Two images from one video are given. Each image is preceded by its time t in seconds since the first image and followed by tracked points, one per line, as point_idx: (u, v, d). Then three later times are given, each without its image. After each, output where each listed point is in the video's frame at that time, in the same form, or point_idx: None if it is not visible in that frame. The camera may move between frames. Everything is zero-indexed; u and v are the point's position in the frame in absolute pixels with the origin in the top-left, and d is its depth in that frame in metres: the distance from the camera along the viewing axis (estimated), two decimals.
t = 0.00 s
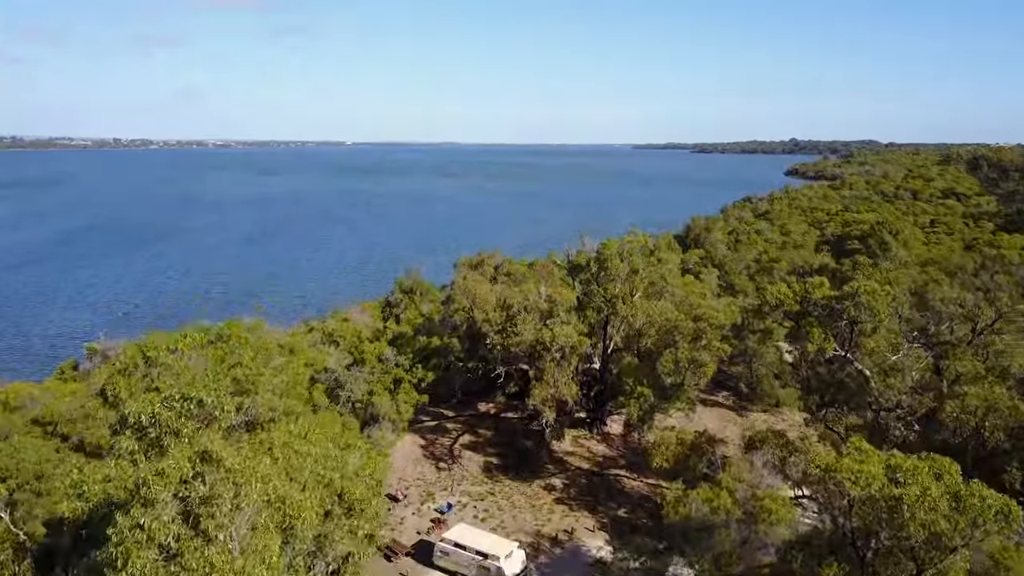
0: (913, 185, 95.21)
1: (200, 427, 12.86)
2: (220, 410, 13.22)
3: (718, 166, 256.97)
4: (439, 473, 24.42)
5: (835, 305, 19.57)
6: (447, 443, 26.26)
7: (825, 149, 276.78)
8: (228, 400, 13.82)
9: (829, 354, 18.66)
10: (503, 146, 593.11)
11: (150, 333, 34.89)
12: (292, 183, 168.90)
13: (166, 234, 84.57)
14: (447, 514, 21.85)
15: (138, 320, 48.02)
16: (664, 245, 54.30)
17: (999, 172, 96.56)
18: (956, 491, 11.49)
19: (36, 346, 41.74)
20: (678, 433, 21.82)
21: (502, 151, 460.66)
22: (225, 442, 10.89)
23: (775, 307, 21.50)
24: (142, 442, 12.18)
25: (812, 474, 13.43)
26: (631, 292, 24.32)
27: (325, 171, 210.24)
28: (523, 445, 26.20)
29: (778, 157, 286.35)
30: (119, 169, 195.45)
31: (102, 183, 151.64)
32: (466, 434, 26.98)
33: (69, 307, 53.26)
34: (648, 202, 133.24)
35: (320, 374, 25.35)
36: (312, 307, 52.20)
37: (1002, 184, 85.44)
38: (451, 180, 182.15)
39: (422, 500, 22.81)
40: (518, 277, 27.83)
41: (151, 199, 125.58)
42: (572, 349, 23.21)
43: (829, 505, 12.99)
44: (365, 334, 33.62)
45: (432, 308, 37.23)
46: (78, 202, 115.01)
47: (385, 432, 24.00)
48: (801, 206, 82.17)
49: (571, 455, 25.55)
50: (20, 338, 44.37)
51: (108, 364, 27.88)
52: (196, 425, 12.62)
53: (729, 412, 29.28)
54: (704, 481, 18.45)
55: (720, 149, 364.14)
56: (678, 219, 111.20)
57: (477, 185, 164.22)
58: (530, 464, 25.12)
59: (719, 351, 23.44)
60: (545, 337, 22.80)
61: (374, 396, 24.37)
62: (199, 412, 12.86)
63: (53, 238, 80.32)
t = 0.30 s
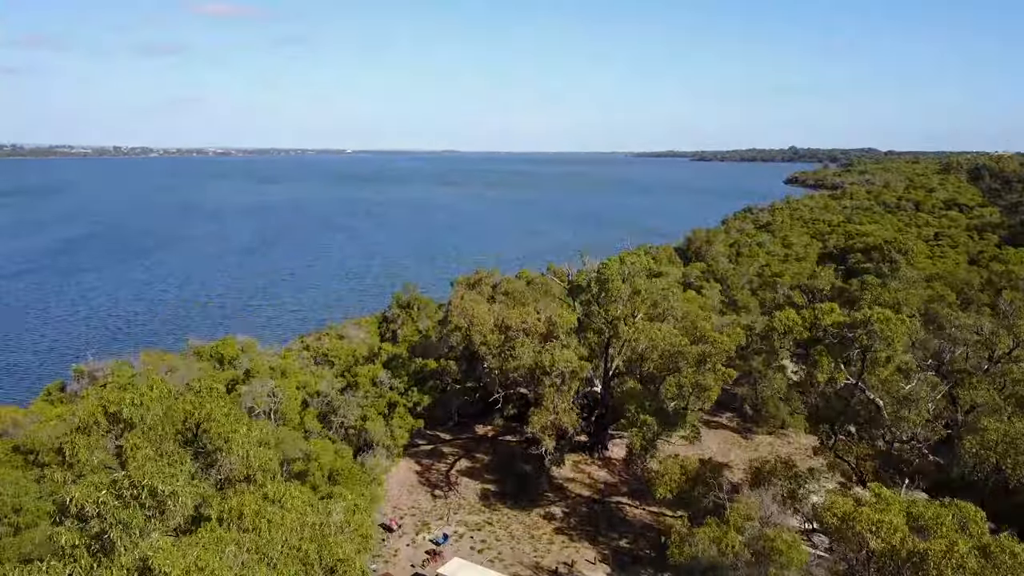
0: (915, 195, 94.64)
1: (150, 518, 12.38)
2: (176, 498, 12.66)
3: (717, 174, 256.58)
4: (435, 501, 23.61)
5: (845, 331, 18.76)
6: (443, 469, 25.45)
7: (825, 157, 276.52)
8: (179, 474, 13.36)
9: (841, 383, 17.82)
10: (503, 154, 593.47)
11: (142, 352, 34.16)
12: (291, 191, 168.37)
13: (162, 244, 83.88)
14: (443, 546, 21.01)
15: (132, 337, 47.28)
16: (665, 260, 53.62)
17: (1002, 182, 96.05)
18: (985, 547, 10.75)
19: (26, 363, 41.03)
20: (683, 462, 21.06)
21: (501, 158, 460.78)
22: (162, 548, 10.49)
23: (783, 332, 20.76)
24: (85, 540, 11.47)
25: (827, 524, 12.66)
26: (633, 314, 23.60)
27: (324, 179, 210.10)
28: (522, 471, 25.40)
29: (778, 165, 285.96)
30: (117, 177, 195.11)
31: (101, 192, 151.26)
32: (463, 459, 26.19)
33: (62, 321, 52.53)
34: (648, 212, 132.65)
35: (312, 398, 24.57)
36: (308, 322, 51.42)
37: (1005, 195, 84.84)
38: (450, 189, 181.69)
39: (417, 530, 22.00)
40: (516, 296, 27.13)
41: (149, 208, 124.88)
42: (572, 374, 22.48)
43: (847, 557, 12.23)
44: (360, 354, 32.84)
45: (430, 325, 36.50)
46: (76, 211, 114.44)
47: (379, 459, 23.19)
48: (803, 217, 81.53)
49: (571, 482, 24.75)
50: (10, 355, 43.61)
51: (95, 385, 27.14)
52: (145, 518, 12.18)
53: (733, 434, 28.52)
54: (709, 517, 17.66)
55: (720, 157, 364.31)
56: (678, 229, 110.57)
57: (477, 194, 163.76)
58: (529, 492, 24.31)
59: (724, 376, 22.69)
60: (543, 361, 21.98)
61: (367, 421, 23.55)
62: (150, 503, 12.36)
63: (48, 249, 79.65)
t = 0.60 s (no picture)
0: (916, 206, 94.11)
1: None
2: None
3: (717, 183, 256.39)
4: (431, 530, 22.83)
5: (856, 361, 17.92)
6: (439, 496, 24.67)
7: (824, 166, 276.39)
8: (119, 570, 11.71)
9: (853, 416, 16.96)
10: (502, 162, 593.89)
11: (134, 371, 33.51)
12: (291, 201, 167.99)
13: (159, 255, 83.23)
14: None
15: (126, 353, 46.61)
16: (667, 274, 53.02)
17: (1003, 193, 95.56)
18: None
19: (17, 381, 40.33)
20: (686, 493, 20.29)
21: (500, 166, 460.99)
22: None
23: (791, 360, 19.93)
24: None
25: None
26: (635, 338, 22.89)
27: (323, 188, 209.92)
28: (521, 498, 24.62)
29: (778, 174, 285.78)
30: (116, 186, 194.87)
31: (100, 202, 150.79)
32: (460, 485, 25.41)
33: (56, 335, 51.85)
34: (648, 221, 132.16)
35: (304, 423, 23.82)
36: (305, 337, 50.79)
37: (1007, 207, 84.33)
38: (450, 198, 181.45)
39: (412, 561, 21.22)
40: (515, 317, 26.45)
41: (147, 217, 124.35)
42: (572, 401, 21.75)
43: None
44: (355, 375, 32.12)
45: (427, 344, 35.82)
46: (73, 222, 113.91)
47: (371, 488, 22.41)
48: (805, 228, 80.97)
49: (571, 509, 23.97)
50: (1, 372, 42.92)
51: (82, 407, 26.44)
52: None
53: (738, 457, 27.79)
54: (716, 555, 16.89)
55: (720, 166, 364.07)
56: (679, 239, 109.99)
57: (477, 204, 163.26)
58: (528, 520, 23.51)
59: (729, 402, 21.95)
60: (542, 388, 21.21)
61: (360, 448, 22.76)
62: None
63: (44, 261, 79.07)
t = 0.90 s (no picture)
0: (918, 216, 93.54)
1: None
2: None
3: (717, 191, 256.06)
4: (425, 561, 22.02)
5: (868, 393, 17.21)
6: (435, 523, 23.90)
7: (823, 173, 276.77)
8: None
9: (866, 451, 16.22)
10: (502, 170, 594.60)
11: (125, 391, 32.86)
12: (290, 210, 167.70)
13: (156, 267, 82.62)
14: None
15: (118, 368, 45.94)
16: (668, 288, 52.37)
17: (1006, 204, 94.99)
18: None
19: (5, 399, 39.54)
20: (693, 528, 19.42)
21: (499, 174, 461.44)
22: None
23: (800, 390, 19.27)
24: None
25: None
26: (635, 362, 22.11)
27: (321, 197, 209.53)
28: (519, 526, 23.82)
29: (777, 181, 286.47)
30: (113, 195, 194.35)
31: (97, 211, 150.45)
32: (456, 513, 24.60)
33: (49, 349, 51.17)
34: (648, 231, 131.59)
35: (295, 449, 23.18)
36: (300, 353, 50.07)
37: (1009, 218, 83.83)
38: (450, 207, 181.05)
39: None
40: (513, 337, 25.75)
41: (144, 227, 123.78)
42: (573, 428, 20.87)
43: None
44: (350, 395, 31.41)
45: (424, 361, 35.12)
46: (69, 232, 113.22)
47: (364, 517, 21.54)
48: (806, 239, 80.40)
49: (571, 538, 23.15)
50: None
51: (68, 430, 25.74)
52: None
53: (742, 482, 27.05)
54: None
55: (720, 174, 364.23)
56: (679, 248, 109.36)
57: (476, 212, 162.79)
58: (526, 550, 22.68)
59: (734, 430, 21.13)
60: (542, 416, 20.40)
61: (353, 476, 22.03)
62: None
63: (39, 272, 78.39)
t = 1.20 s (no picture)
0: (920, 226, 92.97)
1: None
2: None
3: (716, 199, 255.76)
4: None
5: (880, 426, 16.38)
6: (430, 553, 23.12)
7: (824, 181, 276.71)
8: None
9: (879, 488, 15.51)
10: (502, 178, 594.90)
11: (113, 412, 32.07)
12: (289, 219, 167.15)
13: (151, 279, 81.86)
14: None
15: (111, 384, 45.23)
16: (668, 302, 51.74)
17: (1008, 215, 94.50)
18: None
19: None
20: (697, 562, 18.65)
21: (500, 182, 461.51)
22: None
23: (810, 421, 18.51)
24: None
25: None
26: (636, 387, 21.39)
27: (320, 206, 209.00)
28: (517, 555, 23.02)
29: (777, 189, 286.43)
30: (110, 204, 193.57)
31: (94, 221, 149.75)
32: (452, 541, 23.80)
33: (40, 364, 50.43)
34: (648, 241, 130.99)
35: (285, 477, 22.43)
36: (296, 368, 49.30)
37: (1011, 229, 83.36)
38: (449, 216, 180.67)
39: None
40: (510, 359, 25.03)
41: (141, 237, 123.12)
42: (573, 457, 20.13)
43: None
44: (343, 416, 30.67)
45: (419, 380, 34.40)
46: (66, 243, 112.49)
47: (357, 548, 20.67)
48: (807, 251, 79.81)
49: (571, 568, 22.35)
50: None
51: (52, 455, 24.94)
52: None
53: (747, 507, 26.28)
54: None
55: (721, 182, 364.45)
56: (679, 258, 108.79)
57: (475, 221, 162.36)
58: None
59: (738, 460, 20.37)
60: (541, 444, 19.67)
61: (345, 505, 21.28)
62: None
63: (33, 285, 77.60)
